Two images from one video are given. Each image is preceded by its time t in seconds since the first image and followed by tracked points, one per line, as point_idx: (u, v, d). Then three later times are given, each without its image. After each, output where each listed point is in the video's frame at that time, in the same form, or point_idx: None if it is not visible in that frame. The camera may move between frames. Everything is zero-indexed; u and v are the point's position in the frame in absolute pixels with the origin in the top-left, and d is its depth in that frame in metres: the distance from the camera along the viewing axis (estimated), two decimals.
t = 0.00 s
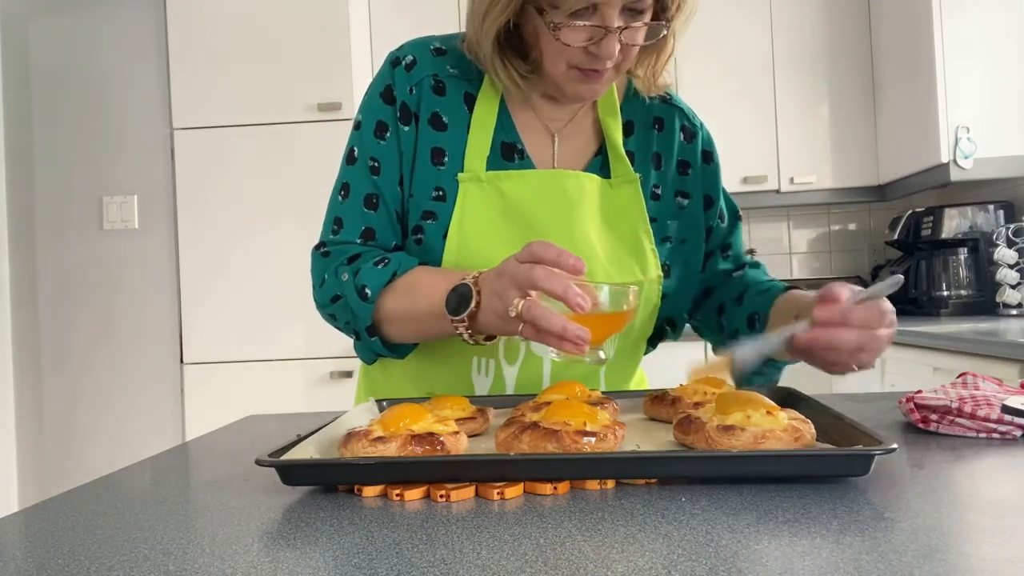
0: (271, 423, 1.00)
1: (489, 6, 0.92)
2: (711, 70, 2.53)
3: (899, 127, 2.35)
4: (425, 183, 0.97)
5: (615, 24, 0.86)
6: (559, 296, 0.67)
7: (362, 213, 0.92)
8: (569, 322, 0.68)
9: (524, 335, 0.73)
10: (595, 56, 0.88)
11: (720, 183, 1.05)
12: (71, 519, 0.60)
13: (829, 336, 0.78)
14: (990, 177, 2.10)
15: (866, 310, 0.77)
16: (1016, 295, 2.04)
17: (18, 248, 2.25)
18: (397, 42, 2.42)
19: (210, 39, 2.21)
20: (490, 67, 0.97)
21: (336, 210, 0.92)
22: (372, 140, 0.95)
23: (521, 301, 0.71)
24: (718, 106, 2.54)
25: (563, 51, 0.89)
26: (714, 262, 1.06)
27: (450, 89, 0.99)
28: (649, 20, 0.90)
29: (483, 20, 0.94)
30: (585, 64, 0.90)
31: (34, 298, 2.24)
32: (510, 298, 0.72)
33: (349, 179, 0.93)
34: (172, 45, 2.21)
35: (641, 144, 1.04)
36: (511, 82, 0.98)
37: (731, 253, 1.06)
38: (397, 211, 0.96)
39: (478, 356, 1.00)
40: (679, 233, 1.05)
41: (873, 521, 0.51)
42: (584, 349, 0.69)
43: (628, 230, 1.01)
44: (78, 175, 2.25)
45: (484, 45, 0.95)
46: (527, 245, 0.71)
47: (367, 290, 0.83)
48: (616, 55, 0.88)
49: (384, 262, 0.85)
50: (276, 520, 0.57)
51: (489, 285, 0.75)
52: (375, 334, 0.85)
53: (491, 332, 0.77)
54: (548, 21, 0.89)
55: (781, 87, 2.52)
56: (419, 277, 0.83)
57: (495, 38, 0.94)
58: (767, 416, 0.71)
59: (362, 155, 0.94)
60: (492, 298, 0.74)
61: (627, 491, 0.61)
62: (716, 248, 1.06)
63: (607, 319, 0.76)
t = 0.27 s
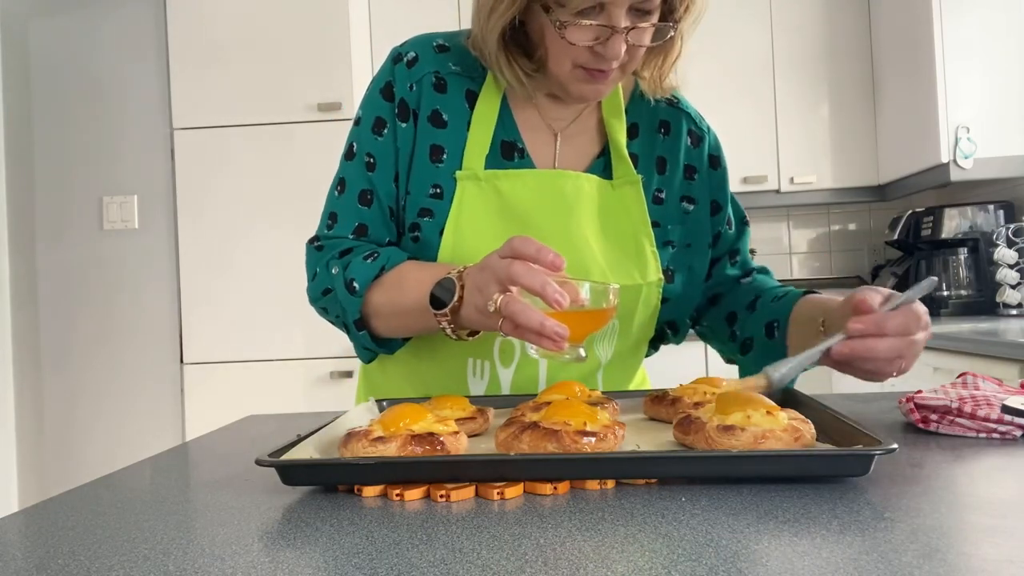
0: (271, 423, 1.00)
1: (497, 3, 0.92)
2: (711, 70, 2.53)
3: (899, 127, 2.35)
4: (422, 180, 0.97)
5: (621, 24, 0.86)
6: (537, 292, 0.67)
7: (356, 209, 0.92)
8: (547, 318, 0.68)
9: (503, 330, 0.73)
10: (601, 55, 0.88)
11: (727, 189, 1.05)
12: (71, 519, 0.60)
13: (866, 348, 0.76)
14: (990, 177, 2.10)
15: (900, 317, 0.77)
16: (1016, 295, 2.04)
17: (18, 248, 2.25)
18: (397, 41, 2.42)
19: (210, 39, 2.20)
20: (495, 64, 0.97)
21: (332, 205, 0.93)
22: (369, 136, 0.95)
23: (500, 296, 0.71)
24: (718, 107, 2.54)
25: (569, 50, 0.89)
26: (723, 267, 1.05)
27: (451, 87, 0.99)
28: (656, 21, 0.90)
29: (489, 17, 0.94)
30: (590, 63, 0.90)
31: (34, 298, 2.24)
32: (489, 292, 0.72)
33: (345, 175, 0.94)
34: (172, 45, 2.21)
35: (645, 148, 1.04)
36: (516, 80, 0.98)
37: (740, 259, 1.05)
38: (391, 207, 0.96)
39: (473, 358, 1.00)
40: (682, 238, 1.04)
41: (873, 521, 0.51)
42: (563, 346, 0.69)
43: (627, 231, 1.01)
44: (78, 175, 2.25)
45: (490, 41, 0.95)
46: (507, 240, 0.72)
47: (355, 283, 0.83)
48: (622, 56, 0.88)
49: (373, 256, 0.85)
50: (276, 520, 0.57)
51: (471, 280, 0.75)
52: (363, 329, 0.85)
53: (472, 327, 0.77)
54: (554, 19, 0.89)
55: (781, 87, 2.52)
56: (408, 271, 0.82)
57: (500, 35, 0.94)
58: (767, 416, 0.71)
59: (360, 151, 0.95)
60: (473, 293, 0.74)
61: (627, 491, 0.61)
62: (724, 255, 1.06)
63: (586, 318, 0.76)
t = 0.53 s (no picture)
0: (271, 423, 1.00)
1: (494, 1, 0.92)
2: (711, 70, 2.53)
3: (899, 127, 2.35)
4: (420, 181, 0.97)
5: (619, 24, 0.86)
6: (530, 288, 0.66)
7: (353, 210, 0.92)
8: (540, 315, 0.68)
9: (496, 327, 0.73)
10: (599, 55, 0.88)
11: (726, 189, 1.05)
12: (71, 519, 0.60)
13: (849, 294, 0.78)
14: (990, 177, 2.10)
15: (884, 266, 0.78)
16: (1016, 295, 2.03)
17: (18, 248, 2.25)
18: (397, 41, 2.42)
19: (211, 39, 2.20)
20: (493, 63, 0.97)
21: (329, 205, 0.93)
22: (366, 136, 0.95)
23: (494, 292, 0.71)
24: (718, 107, 2.54)
25: (567, 50, 0.89)
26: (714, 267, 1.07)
27: (449, 86, 0.99)
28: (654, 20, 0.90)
29: (487, 15, 0.94)
30: (589, 63, 0.90)
31: (34, 298, 2.24)
32: (483, 288, 0.72)
33: (342, 176, 0.94)
34: (172, 45, 2.21)
35: (646, 146, 1.04)
36: (514, 79, 0.98)
37: (734, 259, 1.06)
38: (387, 208, 0.96)
39: (472, 360, 1.00)
40: (683, 238, 1.04)
41: (873, 521, 0.51)
42: (557, 343, 0.69)
43: (626, 231, 1.01)
44: (78, 175, 2.25)
45: (488, 40, 0.95)
46: (501, 237, 0.71)
47: (350, 282, 0.83)
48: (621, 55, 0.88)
49: (368, 255, 0.85)
50: (276, 520, 0.57)
51: (466, 276, 0.75)
52: (359, 327, 0.86)
53: (466, 323, 0.77)
54: (552, 18, 0.89)
55: (781, 87, 2.52)
56: (403, 270, 0.82)
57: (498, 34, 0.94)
58: (767, 416, 0.71)
59: (357, 152, 0.95)
60: (468, 289, 0.74)
61: (627, 491, 0.61)
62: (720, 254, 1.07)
63: (580, 315, 0.76)
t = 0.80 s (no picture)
0: (272, 423, 1.00)
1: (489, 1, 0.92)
2: (711, 70, 2.53)
3: (899, 127, 2.35)
4: (418, 181, 0.97)
5: (614, 21, 0.86)
6: (531, 285, 0.67)
7: (350, 211, 0.92)
8: (541, 311, 0.68)
9: (496, 324, 0.73)
10: (594, 53, 0.88)
11: (722, 184, 1.05)
12: (71, 519, 0.60)
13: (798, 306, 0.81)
14: (990, 177, 2.10)
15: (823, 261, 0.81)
16: (1015, 295, 2.02)
17: (18, 248, 2.25)
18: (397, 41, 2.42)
19: (211, 38, 2.20)
20: (489, 62, 0.97)
21: (325, 207, 0.93)
22: (362, 137, 0.95)
23: (494, 289, 0.71)
24: (717, 106, 2.54)
25: (562, 47, 0.89)
26: (709, 262, 1.07)
27: (445, 86, 0.99)
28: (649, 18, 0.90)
29: (482, 15, 0.94)
30: (584, 60, 0.90)
31: (34, 298, 2.24)
32: (483, 285, 0.72)
33: (339, 177, 0.93)
34: (172, 45, 2.21)
35: (642, 144, 1.04)
36: (510, 78, 0.98)
37: (728, 255, 1.07)
38: (385, 208, 0.96)
39: (473, 359, 1.00)
40: (680, 235, 1.04)
41: (873, 521, 0.51)
42: (557, 339, 0.70)
43: (625, 229, 1.01)
44: (78, 175, 2.25)
45: (483, 39, 0.95)
46: (502, 233, 0.71)
47: (349, 283, 0.83)
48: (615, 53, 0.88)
49: (367, 255, 0.85)
50: (276, 520, 0.57)
51: (465, 274, 0.75)
52: (358, 328, 0.86)
53: (466, 321, 0.78)
54: (547, 16, 0.89)
55: (781, 87, 2.52)
56: (401, 270, 0.82)
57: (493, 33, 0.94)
58: (768, 416, 0.71)
59: (353, 153, 0.94)
60: (467, 287, 0.74)
61: (627, 491, 0.61)
62: (714, 249, 1.07)
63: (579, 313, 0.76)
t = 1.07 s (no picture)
0: (272, 423, 1.00)
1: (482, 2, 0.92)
2: (711, 70, 2.53)
3: (898, 127, 2.35)
4: (415, 183, 0.97)
5: (607, 19, 0.86)
6: (538, 291, 0.66)
7: (349, 214, 0.92)
8: (547, 318, 0.67)
9: (502, 328, 0.72)
10: (588, 51, 0.88)
11: (717, 182, 1.05)
12: (71, 519, 0.60)
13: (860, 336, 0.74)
14: (990, 177, 2.10)
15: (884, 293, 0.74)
16: (1016, 295, 2.04)
17: (18, 248, 2.25)
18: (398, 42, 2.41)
19: (211, 38, 2.20)
20: (483, 62, 0.97)
21: (324, 211, 0.93)
22: (359, 140, 0.95)
23: (500, 295, 0.70)
24: (717, 106, 2.54)
25: (556, 47, 0.89)
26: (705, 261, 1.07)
27: (440, 88, 0.99)
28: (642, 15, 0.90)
29: (475, 16, 0.94)
30: (577, 59, 0.90)
31: (34, 297, 2.24)
32: (489, 291, 0.71)
33: (337, 181, 0.93)
34: (172, 45, 2.21)
35: (638, 142, 1.04)
36: (504, 78, 0.98)
37: (725, 254, 1.06)
38: (384, 211, 0.96)
39: (472, 359, 1.00)
40: (676, 232, 1.04)
41: (873, 521, 0.51)
42: (563, 345, 0.69)
43: (621, 227, 1.01)
44: (78, 175, 2.25)
45: (477, 40, 0.95)
46: (508, 239, 0.71)
47: (351, 287, 0.83)
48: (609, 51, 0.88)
49: (368, 259, 0.85)
50: (276, 520, 0.57)
51: (469, 277, 0.74)
52: (360, 332, 0.86)
53: (471, 325, 0.77)
54: (540, 16, 0.89)
55: (781, 87, 2.52)
56: (403, 273, 0.83)
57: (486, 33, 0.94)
58: (767, 416, 0.71)
59: (351, 156, 0.94)
60: (472, 291, 0.74)
61: (627, 491, 0.61)
62: (710, 247, 1.07)
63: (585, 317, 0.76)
